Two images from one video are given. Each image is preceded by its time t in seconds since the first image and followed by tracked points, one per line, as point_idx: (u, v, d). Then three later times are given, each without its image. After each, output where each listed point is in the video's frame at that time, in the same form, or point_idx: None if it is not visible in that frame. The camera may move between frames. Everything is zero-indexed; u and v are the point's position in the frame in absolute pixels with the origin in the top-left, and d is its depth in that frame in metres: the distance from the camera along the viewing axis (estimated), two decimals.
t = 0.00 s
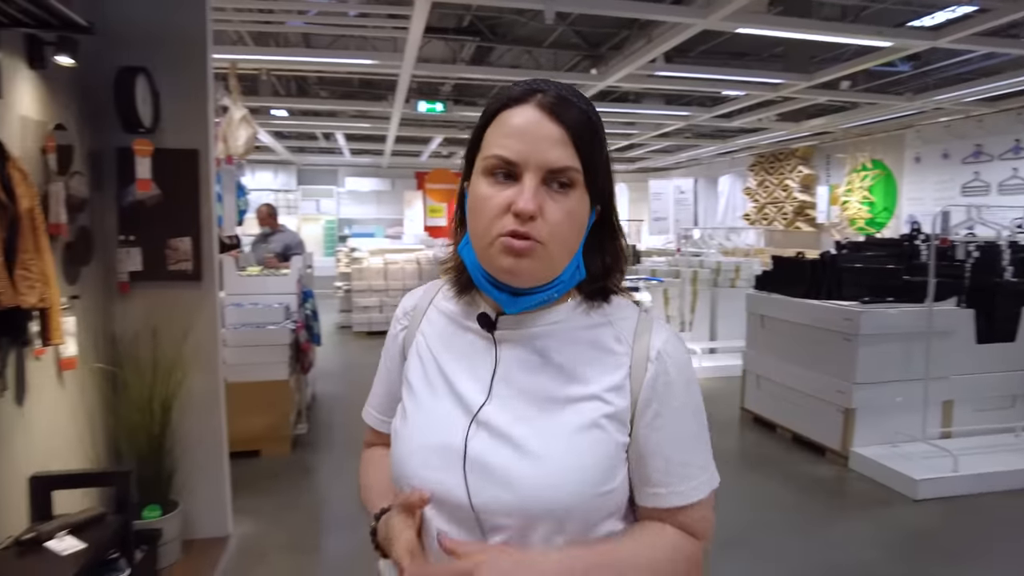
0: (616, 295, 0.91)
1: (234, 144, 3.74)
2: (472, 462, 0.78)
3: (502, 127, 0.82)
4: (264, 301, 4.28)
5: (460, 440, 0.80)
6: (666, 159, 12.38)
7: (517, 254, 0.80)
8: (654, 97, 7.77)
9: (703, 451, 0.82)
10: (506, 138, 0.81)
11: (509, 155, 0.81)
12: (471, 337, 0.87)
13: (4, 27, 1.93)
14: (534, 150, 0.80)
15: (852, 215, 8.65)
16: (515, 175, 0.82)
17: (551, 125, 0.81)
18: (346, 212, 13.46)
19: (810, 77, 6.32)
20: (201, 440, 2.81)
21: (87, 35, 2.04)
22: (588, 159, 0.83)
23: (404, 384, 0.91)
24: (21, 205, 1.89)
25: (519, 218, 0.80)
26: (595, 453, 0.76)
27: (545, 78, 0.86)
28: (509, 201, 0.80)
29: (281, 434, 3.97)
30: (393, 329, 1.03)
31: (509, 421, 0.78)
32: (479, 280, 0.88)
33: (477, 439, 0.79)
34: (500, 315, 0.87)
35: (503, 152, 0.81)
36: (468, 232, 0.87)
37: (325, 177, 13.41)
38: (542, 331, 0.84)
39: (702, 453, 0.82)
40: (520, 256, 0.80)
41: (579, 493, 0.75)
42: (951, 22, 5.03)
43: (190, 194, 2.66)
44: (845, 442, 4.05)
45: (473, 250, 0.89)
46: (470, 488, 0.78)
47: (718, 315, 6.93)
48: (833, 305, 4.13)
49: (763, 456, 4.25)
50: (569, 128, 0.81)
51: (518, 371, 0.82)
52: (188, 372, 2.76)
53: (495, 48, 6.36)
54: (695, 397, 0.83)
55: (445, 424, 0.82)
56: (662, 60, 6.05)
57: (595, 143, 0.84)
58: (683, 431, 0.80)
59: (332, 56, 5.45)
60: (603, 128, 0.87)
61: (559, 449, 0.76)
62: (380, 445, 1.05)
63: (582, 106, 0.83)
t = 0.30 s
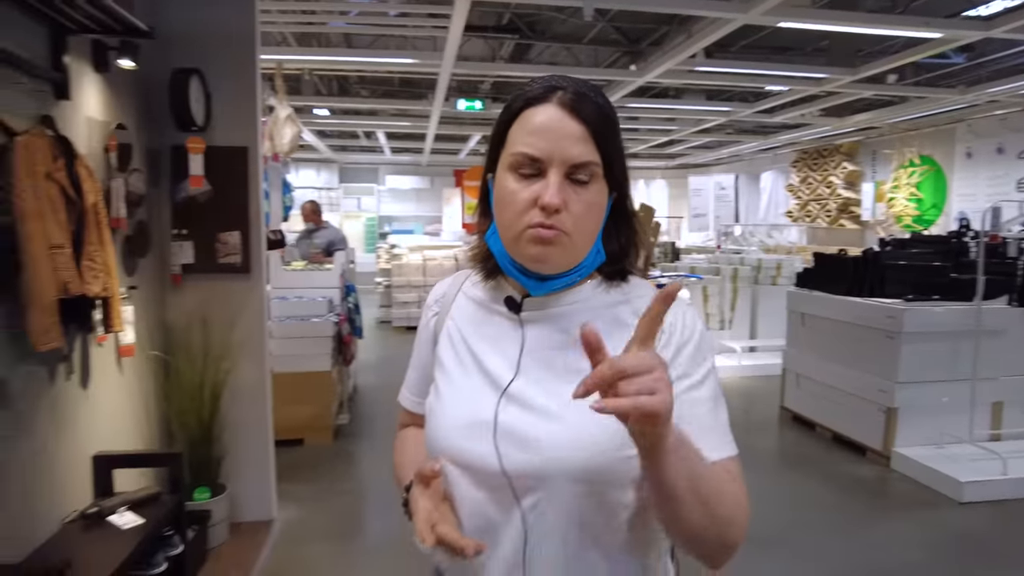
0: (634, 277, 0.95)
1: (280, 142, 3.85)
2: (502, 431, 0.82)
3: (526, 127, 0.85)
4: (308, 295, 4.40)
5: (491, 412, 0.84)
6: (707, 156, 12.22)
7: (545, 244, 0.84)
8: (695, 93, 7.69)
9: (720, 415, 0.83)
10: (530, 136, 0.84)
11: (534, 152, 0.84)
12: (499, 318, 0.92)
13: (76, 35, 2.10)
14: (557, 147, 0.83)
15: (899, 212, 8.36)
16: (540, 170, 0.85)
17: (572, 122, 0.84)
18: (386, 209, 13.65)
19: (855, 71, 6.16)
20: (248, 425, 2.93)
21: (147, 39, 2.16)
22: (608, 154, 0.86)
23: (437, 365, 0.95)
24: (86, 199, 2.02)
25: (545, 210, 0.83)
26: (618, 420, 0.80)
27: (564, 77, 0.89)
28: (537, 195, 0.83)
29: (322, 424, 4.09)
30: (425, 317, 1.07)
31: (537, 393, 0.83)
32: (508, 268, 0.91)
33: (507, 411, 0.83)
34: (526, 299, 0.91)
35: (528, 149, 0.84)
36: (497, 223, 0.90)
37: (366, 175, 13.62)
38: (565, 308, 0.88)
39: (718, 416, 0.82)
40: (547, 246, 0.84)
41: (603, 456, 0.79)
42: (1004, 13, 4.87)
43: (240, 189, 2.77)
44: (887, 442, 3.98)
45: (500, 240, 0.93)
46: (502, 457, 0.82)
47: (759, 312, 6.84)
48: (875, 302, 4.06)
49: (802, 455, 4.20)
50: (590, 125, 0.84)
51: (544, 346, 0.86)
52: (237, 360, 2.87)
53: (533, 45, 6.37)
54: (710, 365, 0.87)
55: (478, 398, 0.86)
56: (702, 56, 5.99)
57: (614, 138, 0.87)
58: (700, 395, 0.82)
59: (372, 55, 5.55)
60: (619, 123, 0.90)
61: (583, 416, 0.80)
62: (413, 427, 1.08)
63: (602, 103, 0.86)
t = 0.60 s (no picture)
0: (660, 258, 0.97)
1: (317, 132, 3.95)
2: (530, 402, 0.87)
3: (546, 106, 0.90)
4: (344, 282, 4.51)
5: (520, 385, 0.89)
6: (741, 146, 12.05)
7: (560, 215, 0.89)
8: (729, 82, 7.60)
9: (741, 392, 0.87)
10: (547, 114, 0.89)
11: (550, 129, 0.89)
12: (530, 297, 0.96)
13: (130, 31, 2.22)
14: (571, 121, 0.87)
15: (938, 203, 7.98)
16: (557, 145, 0.90)
17: (588, 100, 0.89)
18: (418, 200, 13.78)
19: (894, 58, 6.04)
20: (289, 406, 3.03)
21: (194, 34, 2.27)
22: (624, 127, 0.89)
23: (474, 339, 1.02)
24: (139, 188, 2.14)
25: (559, 183, 0.88)
26: (638, 394, 0.83)
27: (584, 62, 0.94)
28: (551, 169, 0.88)
29: (358, 407, 4.19)
30: (465, 294, 1.12)
31: (562, 368, 0.87)
32: (532, 244, 0.96)
33: (535, 383, 0.88)
34: (553, 277, 0.95)
35: (545, 126, 0.90)
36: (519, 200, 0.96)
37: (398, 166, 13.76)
38: (590, 289, 0.91)
39: (737, 396, 0.86)
40: (562, 216, 0.88)
41: (625, 428, 0.83)
42: None
43: (280, 178, 2.86)
44: (921, 435, 3.93)
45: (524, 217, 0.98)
46: (528, 426, 0.87)
47: (792, 304, 6.78)
48: (910, 293, 4.01)
49: (834, 446, 4.17)
50: (604, 102, 0.88)
51: (570, 325, 0.90)
52: (278, 343, 2.97)
53: (566, 35, 6.37)
54: (734, 346, 0.88)
55: (509, 371, 0.91)
56: (736, 44, 5.93)
57: (631, 114, 0.90)
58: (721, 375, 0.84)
59: (406, 47, 5.63)
60: (638, 102, 0.93)
61: (605, 390, 0.84)
62: (453, 395, 1.14)
63: (617, 83, 0.90)
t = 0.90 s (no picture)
0: (676, 237, 1.03)
1: (340, 118, 4.02)
2: (551, 368, 0.94)
3: (570, 92, 0.96)
4: (367, 265, 4.61)
5: (542, 352, 0.96)
6: (763, 130, 11.93)
7: (584, 193, 0.94)
8: (751, 65, 7.53)
9: (755, 361, 0.92)
10: (572, 100, 0.95)
11: (574, 114, 0.95)
12: (552, 272, 1.03)
13: (163, 20, 2.31)
14: (594, 106, 0.93)
15: (964, 186, 7.64)
16: (580, 130, 0.95)
17: (610, 86, 0.94)
18: (437, 185, 13.84)
19: (920, 40, 5.95)
20: (315, 384, 3.14)
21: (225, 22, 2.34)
22: (644, 112, 0.95)
23: (498, 311, 1.08)
24: (175, 173, 2.23)
25: (584, 163, 0.93)
26: (652, 361, 0.90)
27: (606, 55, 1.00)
28: (576, 150, 0.94)
29: (381, 386, 4.30)
30: (487, 270, 1.19)
31: (581, 337, 0.94)
32: (556, 223, 1.02)
33: (556, 351, 0.95)
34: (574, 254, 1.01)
35: (569, 112, 0.95)
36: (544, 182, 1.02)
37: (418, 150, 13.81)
38: (608, 263, 0.98)
39: (753, 364, 0.91)
40: (586, 195, 0.94)
41: (639, 391, 0.89)
42: None
43: (307, 162, 2.94)
44: (938, 419, 3.94)
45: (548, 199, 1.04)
46: (548, 389, 0.94)
47: (812, 289, 6.76)
48: (929, 278, 4.00)
49: (851, 430, 4.20)
50: (625, 89, 0.94)
51: (589, 297, 0.97)
52: (305, 323, 3.07)
53: (586, 18, 6.35)
54: (747, 321, 0.93)
55: (531, 340, 0.98)
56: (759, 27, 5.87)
57: (650, 101, 0.96)
58: (732, 344, 0.90)
59: (426, 32, 5.65)
60: (657, 89, 0.99)
61: (620, 357, 0.90)
62: (475, 363, 1.21)
63: (637, 72, 0.96)
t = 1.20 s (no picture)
0: (686, 220, 1.06)
1: (353, 104, 4.06)
2: (566, 346, 0.98)
3: (586, 82, 0.99)
4: (379, 251, 4.67)
5: (557, 331, 1.00)
6: (774, 115, 11.84)
7: (601, 181, 0.98)
8: (763, 50, 7.48)
9: (756, 343, 0.96)
10: (589, 91, 0.97)
11: (591, 104, 0.98)
12: (567, 254, 1.07)
13: (182, 9, 2.36)
14: (610, 98, 0.96)
15: (978, 173, 7.43)
16: (597, 119, 0.98)
17: (626, 76, 0.97)
18: (448, 171, 13.86)
19: (936, 24, 5.89)
20: (330, 366, 3.20)
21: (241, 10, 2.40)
22: (658, 101, 0.98)
23: (513, 291, 1.13)
24: (194, 159, 2.28)
25: (601, 153, 0.97)
26: (661, 339, 0.94)
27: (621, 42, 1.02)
28: (593, 141, 0.97)
29: (394, 370, 4.37)
30: (504, 250, 1.23)
31: (594, 316, 0.98)
32: (572, 207, 1.06)
33: (570, 329, 0.99)
34: (588, 235, 1.05)
35: (586, 102, 0.98)
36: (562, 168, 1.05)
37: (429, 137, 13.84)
38: (620, 246, 1.01)
39: (754, 345, 0.95)
40: (603, 183, 0.98)
41: (648, 368, 0.94)
42: None
43: (322, 148, 2.99)
44: (946, 404, 3.97)
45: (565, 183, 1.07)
46: (563, 366, 0.98)
47: (822, 275, 6.77)
48: (939, 263, 4.01)
49: (858, 415, 4.24)
50: (641, 79, 0.96)
51: (602, 278, 1.01)
52: (320, 307, 3.13)
53: (597, 3, 6.33)
54: (750, 303, 0.96)
55: (546, 319, 1.03)
56: (771, 11, 5.83)
57: (664, 89, 0.98)
58: (735, 325, 0.94)
59: (437, 18, 5.66)
60: (670, 76, 1.01)
61: (631, 336, 0.94)
62: (490, 340, 1.26)
63: (652, 61, 0.98)
